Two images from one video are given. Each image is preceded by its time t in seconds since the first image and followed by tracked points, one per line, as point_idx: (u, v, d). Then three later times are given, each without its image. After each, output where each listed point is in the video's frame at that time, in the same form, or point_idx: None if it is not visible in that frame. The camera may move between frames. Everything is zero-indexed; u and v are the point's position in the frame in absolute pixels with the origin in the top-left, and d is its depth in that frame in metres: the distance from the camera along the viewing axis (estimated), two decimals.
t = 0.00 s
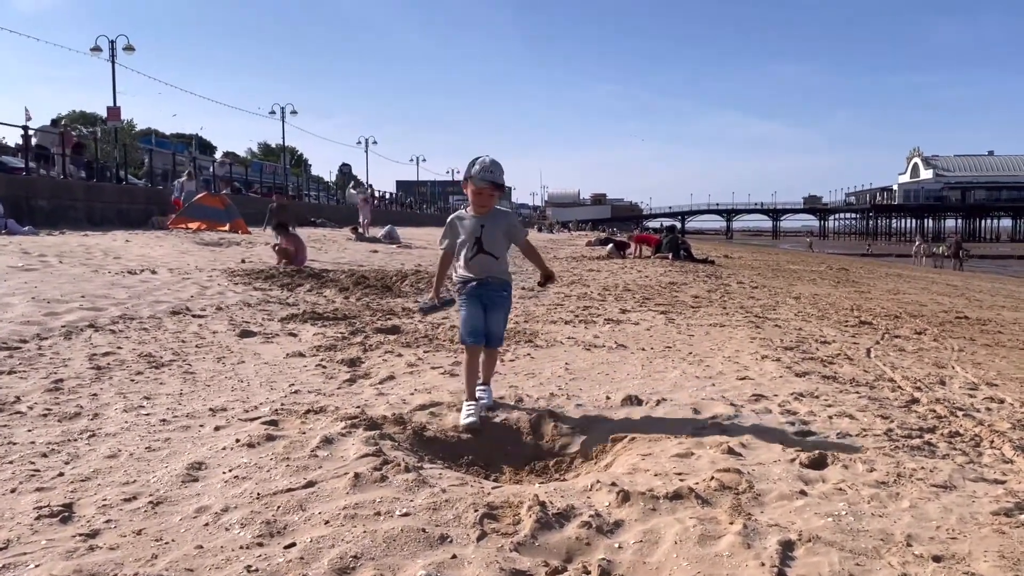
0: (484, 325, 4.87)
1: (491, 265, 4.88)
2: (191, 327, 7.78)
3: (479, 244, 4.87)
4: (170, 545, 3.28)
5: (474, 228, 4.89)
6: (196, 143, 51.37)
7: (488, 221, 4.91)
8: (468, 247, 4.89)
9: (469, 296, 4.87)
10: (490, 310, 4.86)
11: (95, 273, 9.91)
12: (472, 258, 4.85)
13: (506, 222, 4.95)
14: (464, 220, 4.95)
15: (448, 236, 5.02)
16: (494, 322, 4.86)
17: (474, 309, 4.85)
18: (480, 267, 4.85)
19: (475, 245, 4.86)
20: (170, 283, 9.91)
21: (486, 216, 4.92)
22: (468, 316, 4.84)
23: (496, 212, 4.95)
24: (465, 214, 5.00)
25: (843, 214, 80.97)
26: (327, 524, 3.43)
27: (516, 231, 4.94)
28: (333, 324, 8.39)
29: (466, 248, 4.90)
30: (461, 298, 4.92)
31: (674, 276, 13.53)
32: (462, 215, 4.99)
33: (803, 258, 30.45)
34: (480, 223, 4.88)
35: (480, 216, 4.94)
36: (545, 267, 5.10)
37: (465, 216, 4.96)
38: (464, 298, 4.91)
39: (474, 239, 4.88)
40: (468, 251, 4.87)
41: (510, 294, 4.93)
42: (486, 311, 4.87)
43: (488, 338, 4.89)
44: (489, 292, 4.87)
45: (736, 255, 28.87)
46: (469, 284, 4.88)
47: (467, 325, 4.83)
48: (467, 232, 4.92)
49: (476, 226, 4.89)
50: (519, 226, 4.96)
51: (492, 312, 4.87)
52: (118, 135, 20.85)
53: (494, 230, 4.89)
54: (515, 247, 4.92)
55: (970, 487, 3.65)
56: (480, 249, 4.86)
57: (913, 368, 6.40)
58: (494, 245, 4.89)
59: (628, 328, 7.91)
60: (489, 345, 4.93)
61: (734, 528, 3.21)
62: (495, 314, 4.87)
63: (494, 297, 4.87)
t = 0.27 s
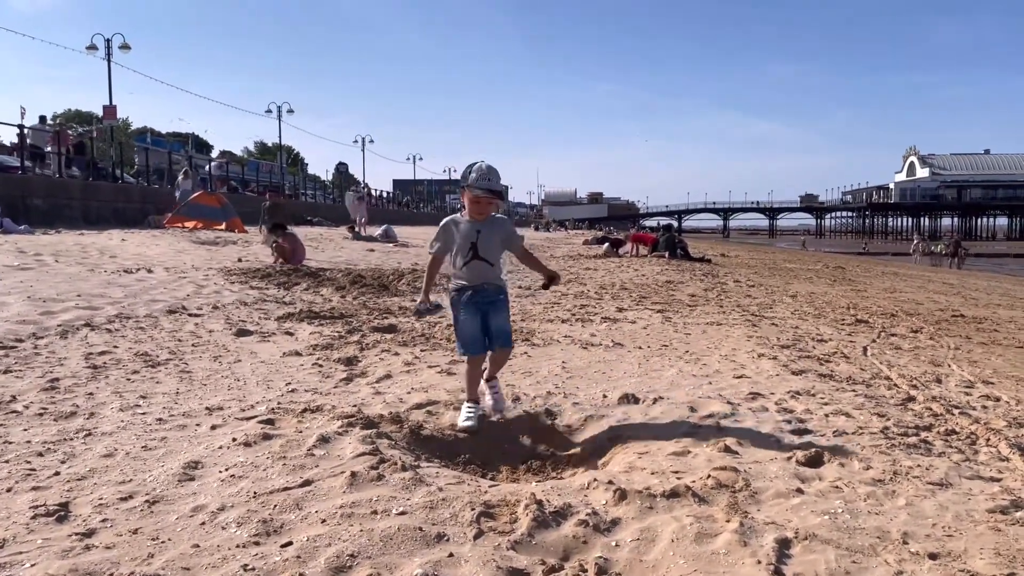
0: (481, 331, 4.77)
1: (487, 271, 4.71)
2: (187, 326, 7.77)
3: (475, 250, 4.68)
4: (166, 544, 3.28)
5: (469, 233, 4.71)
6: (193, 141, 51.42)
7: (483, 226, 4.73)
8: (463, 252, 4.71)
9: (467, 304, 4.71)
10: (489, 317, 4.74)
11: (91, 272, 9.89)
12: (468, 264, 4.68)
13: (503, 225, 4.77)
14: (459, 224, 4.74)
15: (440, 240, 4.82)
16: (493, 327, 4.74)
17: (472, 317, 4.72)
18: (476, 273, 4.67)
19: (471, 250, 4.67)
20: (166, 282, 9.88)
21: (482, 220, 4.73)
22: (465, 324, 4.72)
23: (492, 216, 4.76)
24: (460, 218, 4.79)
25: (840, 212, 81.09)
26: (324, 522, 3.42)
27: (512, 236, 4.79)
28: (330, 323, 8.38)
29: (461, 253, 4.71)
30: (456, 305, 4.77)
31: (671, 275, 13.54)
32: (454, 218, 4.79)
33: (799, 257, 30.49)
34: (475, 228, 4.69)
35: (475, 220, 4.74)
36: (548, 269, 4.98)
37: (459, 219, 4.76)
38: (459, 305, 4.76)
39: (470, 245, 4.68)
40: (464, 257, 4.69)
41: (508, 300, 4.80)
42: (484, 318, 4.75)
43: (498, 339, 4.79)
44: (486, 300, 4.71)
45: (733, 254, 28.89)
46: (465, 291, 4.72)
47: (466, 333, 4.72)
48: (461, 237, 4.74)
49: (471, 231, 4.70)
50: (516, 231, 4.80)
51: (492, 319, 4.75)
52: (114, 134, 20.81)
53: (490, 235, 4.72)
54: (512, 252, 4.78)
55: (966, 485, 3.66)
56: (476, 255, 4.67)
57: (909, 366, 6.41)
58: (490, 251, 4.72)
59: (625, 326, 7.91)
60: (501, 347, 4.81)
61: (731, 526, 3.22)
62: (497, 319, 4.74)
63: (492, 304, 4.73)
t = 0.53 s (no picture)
0: (484, 342, 4.58)
1: (493, 279, 4.51)
2: (182, 324, 7.74)
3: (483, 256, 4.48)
4: (160, 543, 3.27)
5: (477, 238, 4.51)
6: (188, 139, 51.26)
7: (490, 232, 4.57)
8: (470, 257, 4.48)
9: (473, 312, 4.49)
10: (493, 326, 4.53)
11: (85, 270, 9.85)
12: (476, 271, 4.47)
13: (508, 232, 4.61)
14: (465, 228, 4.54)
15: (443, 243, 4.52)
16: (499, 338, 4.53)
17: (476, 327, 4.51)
18: (484, 281, 4.47)
19: (479, 256, 4.46)
20: (161, 280, 9.85)
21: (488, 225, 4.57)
22: (469, 334, 4.52)
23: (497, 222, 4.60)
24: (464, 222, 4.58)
25: (835, 210, 81.25)
26: (318, 521, 3.41)
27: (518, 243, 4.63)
28: (325, 321, 8.37)
29: (468, 259, 4.48)
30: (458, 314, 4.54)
31: (667, 273, 13.54)
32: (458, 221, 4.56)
33: (795, 255, 30.54)
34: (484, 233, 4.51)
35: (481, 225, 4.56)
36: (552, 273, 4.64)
37: (464, 222, 4.55)
38: (463, 315, 4.53)
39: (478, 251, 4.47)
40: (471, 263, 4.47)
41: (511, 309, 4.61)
42: (488, 329, 4.54)
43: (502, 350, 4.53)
44: (493, 309, 4.51)
45: (729, 252, 28.93)
46: (471, 298, 4.50)
47: (469, 344, 4.53)
48: (468, 241, 4.50)
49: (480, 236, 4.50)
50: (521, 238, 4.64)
51: (496, 330, 4.54)
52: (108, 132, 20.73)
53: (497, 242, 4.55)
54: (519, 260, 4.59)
55: (960, 483, 3.67)
56: (483, 262, 4.48)
57: (904, 364, 6.42)
58: (497, 258, 4.54)
59: (621, 324, 7.92)
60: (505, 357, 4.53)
61: (726, 524, 3.22)
62: (502, 329, 4.51)
63: (498, 314, 4.53)
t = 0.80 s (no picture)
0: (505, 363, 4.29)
1: (518, 297, 4.24)
2: (175, 321, 7.72)
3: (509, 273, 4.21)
4: (153, 540, 3.26)
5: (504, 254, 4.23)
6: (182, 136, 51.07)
7: (518, 246, 4.26)
8: (494, 274, 4.23)
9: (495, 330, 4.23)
10: (515, 347, 4.24)
11: (78, 267, 9.81)
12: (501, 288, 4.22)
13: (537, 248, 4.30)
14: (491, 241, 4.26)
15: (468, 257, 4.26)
16: (521, 359, 4.23)
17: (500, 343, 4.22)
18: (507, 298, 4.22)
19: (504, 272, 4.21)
20: (155, 277, 9.82)
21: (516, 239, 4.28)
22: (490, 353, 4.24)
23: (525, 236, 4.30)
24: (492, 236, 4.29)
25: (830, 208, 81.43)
26: (312, 519, 3.41)
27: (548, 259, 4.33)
28: (319, 318, 8.35)
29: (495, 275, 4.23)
30: (480, 331, 4.29)
31: (661, 270, 13.55)
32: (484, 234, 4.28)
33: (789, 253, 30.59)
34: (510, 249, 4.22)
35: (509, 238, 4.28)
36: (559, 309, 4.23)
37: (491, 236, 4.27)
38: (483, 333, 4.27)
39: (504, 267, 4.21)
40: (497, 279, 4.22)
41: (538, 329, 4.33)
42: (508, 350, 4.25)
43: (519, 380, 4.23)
44: (517, 330, 4.24)
45: (723, 249, 28.97)
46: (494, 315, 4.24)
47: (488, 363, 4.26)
48: (493, 256, 4.23)
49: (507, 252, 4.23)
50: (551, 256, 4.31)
51: (519, 352, 4.24)
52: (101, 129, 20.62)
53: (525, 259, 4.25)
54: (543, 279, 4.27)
55: (953, 479, 3.68)
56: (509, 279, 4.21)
57: (897, 361, 6.44)
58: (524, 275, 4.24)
59: (615, 322, 7.92)
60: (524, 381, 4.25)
61: (719, 521, 3.22)
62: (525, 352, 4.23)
63: (522, 335, 4.24)
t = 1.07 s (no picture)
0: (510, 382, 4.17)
1: (525, 318, 4.10)
2: (167, 318, 7.68)
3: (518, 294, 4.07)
4: (142, 538, 3.23)
5: (513, 275, 4.06)
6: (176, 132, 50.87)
7: (529, 266, 4.09)
8: (503, 294, 4.07)
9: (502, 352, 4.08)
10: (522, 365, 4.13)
11: (70, 264, 9.75)
12: (509, 309, 4.07)
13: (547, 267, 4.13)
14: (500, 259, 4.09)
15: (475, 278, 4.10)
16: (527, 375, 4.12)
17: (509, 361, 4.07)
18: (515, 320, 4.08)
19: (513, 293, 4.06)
20: (147, 274, 9.77)
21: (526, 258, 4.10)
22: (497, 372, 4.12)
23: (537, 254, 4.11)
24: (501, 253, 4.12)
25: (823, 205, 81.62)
26: (303, 516, 3.39)
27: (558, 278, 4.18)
28: (312, 315, 8.32)
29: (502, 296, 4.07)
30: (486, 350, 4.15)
31: (655, 267, 13.55)
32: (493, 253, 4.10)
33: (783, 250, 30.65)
34: (521, 269, 4.05)
35: (518, 256, 4.09)
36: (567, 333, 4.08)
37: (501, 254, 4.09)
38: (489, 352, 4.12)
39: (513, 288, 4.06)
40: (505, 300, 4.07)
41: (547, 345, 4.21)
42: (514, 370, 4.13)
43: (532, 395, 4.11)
44: (523, 350, 4.11)
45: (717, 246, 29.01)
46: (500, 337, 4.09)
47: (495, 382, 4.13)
48: (502, 276, 4.07)
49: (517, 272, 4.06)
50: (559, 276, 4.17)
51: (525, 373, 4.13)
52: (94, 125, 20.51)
53: (535, 279, 4.10)
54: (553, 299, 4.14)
55: (945, 476, 3.69)
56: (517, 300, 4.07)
57: (890, 358, 6.45)
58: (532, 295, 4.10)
59: (609, 318, 7.91)
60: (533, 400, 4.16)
61: (711, 518, 3.22)
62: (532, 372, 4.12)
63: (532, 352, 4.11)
